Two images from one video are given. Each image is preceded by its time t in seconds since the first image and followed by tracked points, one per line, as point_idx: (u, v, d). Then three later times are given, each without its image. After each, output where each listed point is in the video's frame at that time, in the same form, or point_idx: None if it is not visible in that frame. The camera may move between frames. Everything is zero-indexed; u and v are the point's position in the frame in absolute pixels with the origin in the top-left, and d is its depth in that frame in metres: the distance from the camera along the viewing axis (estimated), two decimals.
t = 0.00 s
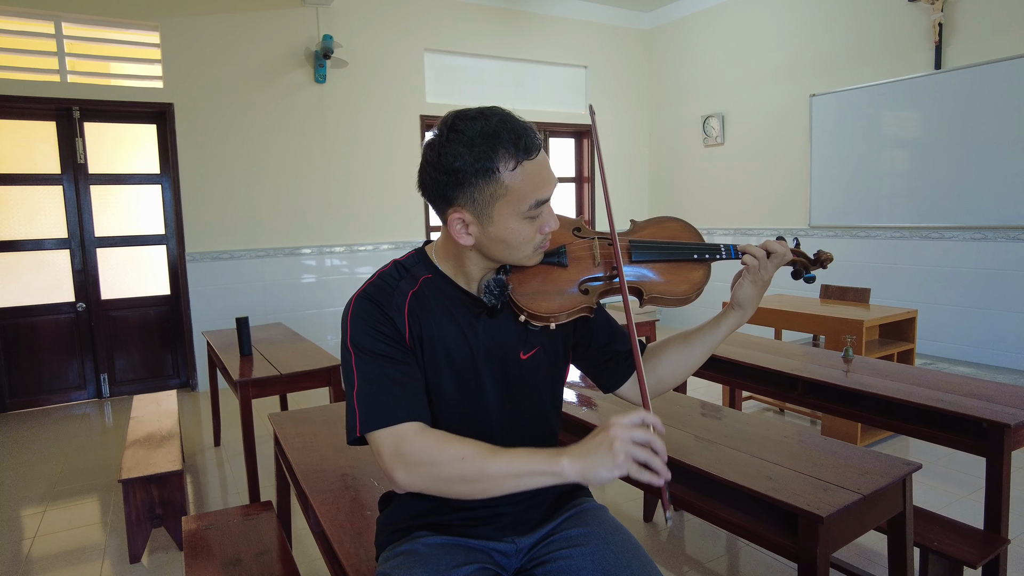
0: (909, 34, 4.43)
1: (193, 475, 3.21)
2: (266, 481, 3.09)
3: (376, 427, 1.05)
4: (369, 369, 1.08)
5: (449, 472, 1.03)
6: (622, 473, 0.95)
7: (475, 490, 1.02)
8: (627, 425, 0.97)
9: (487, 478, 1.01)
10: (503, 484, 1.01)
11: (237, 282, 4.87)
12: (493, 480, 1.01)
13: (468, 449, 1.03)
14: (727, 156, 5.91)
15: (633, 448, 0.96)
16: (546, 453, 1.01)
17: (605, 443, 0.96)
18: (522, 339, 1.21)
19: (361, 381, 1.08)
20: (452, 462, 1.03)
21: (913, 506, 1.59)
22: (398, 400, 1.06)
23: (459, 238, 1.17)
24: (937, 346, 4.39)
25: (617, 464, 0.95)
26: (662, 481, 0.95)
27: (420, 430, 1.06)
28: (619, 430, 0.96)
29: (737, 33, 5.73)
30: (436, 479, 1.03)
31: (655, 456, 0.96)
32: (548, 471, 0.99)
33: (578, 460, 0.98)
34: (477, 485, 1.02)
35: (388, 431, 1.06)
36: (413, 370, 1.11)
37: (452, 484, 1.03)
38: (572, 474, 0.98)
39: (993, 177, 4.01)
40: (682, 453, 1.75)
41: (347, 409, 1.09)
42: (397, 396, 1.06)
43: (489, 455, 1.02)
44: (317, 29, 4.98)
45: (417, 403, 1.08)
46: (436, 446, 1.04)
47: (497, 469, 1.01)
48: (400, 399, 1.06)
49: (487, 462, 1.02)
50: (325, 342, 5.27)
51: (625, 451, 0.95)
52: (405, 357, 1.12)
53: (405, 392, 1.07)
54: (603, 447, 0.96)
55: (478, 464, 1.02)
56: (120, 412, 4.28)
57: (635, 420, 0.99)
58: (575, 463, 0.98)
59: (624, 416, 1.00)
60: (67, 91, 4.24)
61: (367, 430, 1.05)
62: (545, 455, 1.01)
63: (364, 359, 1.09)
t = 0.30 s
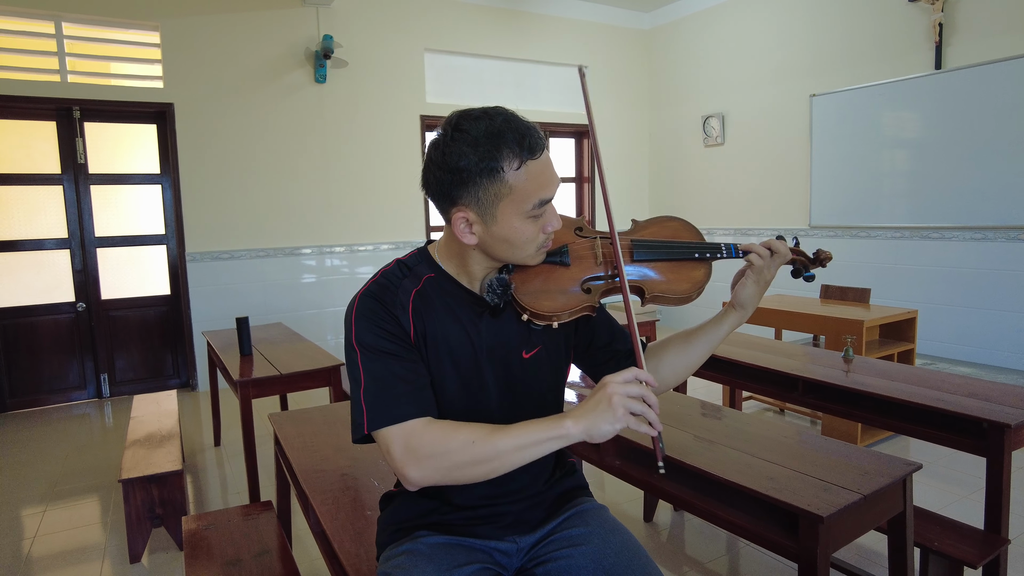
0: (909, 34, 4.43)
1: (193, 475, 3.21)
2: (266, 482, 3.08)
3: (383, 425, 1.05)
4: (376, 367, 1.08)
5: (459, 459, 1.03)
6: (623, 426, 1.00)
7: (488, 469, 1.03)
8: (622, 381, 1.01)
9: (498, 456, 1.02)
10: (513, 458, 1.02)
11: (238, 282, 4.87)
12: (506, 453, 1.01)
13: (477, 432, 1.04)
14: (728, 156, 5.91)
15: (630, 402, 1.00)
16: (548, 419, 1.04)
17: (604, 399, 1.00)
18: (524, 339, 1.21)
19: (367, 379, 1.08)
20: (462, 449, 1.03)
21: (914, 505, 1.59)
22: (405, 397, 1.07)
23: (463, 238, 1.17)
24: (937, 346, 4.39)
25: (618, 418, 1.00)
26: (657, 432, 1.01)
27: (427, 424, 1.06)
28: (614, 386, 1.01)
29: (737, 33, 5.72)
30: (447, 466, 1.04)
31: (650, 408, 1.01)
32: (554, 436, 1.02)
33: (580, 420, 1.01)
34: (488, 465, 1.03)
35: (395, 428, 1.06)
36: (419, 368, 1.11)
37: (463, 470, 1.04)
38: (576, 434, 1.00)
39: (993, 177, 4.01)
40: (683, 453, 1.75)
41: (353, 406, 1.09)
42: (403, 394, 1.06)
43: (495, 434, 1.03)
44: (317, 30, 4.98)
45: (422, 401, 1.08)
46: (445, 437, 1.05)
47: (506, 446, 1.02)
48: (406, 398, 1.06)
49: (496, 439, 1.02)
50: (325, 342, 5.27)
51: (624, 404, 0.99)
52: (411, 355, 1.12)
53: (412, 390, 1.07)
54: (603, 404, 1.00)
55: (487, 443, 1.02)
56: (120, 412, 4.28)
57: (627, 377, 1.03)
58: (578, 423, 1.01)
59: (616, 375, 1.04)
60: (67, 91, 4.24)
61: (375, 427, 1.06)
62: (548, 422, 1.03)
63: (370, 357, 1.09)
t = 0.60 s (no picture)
0: (909, 35, 4.43)
1: (193, 475, 3.22)
2: (267, 482, 3.08)
3: (379, 431, 1.05)
4: (372, 372, 1.08)
5: (453, 472, 1.03)
6: (615, 459, 0.97)
7: (478, 485, 1.02)
8: (618, 413, 0.99)
9: (492, 472, 1.01)
10: (506, 476, 1.02)
11: (238, 282, 4.87)
12: (502, 470, 1.01)
13: (471, 448, 1.04)
14: (727, 156, 5.91)
15: (624, 436, 0.98)
16: (545, 443, 1.02)
17: (598, 431, 0.98)
18: (523, 338, 1.21)
19: (364, 384, 1.08)
20: (456, 462, 1.03)
21: (914, 506, 1.59)
22: (402, 401, 1.07)
23: (461, 238, 1.17)
24: (937, 346, 4.39)
25: (610, 450, 0.97)
26: (649, 467, 0.98)
27: (423, 433, 1.06)
28: (610, 418, 0.98)
29: (738, 33, 5.73)
30: (440, 478, 1.04)
31: (645, 443, 0.98)
32: (547, 461, 1.00)
33: (575, 448, 0.99)
34: (482, 481, 1.02)
35: (391, 434, 1.06)
36: (416, 371, 1.11)
37: (456, 483, 1.03)
38: (569, 461, 0.99)
39: (993, 177, 4.01)
40: (682, 453, 1.75)
41: (348, 411, 1.09)
42: (399, 399, 1.07)
43: (491, 450, 1.03)
44: (317, 30, 4.98)
45: (419, 405, 1.08)
46: (441, 447, 1.05)
47: (500, 464, 1.01)
48: (403, 402, 1.07)
49: (490, 458, 1.02)
50: (325, 342, 5.27)
51: (617, 437, 0.96)
52: (408, 359, 1.12)
53: (408, 394, 1.07)
54: (597, 434, 0.98)
55: (481, 460, 1.02)
56: (120, 412, 4.28)
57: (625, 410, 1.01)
58: (572, 451, 0.99)
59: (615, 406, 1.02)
60: (67, 91, 4.24)
61: (370, 433, 1.06)
62: (544, 446, 1.02)
63: (367, 361, 1.09)
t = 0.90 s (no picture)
0: (908, 35, 4.43)
1: (193, 475, 3.22)
2: (267, 482, 3.08)
3: (377, 436, 1.05)
4: (370, 376, 1.08)
5: (451, 488, 1.03)
6: (614, 518, 0.97)
7: (470, 509, 1.02)
8: (622, 471, 0.98)
9: (486, 504, 1.01)
10: (499, 511, 1.01)
11: (238, 282, 4.87)
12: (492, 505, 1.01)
13: (470, 470, 1.03)
14: (727, 157, 5.91)
15: (626, 496, 0.97)
16: (542, 486, 1.01)
17: (600, 488, 0.98)
18: (522, 338, 1.21)
19: (362, 388, 1.08)
20: (454, 480, 1.03)
21: (913, 506, 1.59)
22: (400, 404, 1.07)
23: (458, 238, 1.17)
24: (938, 345, 4.39)
25: (610, 509, 0.97)
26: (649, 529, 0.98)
27: (422, 441, 1.06)
28: (614, 476, 0.98)
29: (737, 33, 5.73)
30: (436, 492, 1.04)
31: (646, 505, 0.98)
32: (543, 506, 1.00)
33: (574, 500, 0.98)
34: (475, 507, 1.02)
35: (389, 439, 1.06)
36: (414, 375, 1.11)
37: (453, 502, 1.03)
38: (566, 514, 0.99)
39: (993, 177, 4.01)
40: (682, 453, 1.75)
41: (346, 414, 1.08)
42: (397, 403, 1.07)
43: (489, 479, 1.02)
44: (317, 30, 4.98)
45: (417, 408, 1.08)
46: (440, 458, 1.05)
47: (495, 496, 1.01)
48: (401, 407, 1.07)
49: (488, 486, 1.02)
50: (325, 342, 5.27)
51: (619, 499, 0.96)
52: (406, 362, 1.12)
53: (406, 398, 1.08)
54: (599, 491, 0.98)
55: (479, 487, 1.02)
56: (120, 412, 4.29)
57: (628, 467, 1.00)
58: (570, 502, 0.98)
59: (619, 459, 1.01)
60: (67, 92, 4.24)
61: (368, 437, 1.06)
62: (540, 490, 1.01)
63: (364, 364, 1.10)
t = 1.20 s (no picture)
0: (908, 35, 4.43)
1: (194, 475, 3.22)
2: (267, 482, 3.08)
3: (379, 433, 1.05)
4: (371, 374, 1.08)
5: (452, 478, 1.03)
6: (618, 478, 0.98)
7: (476, 494, 1.03)
8: (622, 432, 1.00)
9: (489, 483, 1.02)
10: (504, 488, 1.02)
11: (238, 283, 4.87)
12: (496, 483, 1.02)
13: (471, 456, 1.04)
14: (727, 157, 5.91)
15: (628, 456, 0.99)
16: (544, 458, 1.03)
17: (601, 450, 0.99)
18: (522, 338, 1.21)
19: (363, 386, 1.09)
20: (456, 468, 1.03)
21: (913, 507, 1.59)
22: (400, 403, 1.07)
23: (459, 239, 1.17)
24: (937, 346, 4.39)
25: (613, 470, 0.98)
26: (652, 486, 1.00)
27: (423, 437, 1.06)
28: (614, 437, 0.99)
29: (737, 34, 5.73)
30: (439, 484, 1.04)
31: (647, 463, 1.00)
32: (547, 476, 1.01)
33: (576, 466, 1.00)
34: (479, 490, 1.03)
35: (390, 437, 1.06)
36: (414, 373, 1.11)
37: (455, 490, 1.04)
38: (570, 479, 1.00)
39: (993, 178, 4.01)
40: (682, 454, 1.75)
41: (347, 413, 1.09)
42: (398, 401, 1.07)
43: (491, 460, 1.03)
44: (317, 30, 4.98)
45: (418, 407, 1.08)
46: (441, 452, 1.05)
47: (498, 475, 1.02)
48: (402, 405, 1.07)
49: (489, 468, 1.02)
50: (326, 342, 5.27)
51: (621, 459, 0.97)
52: (407, 361, 1.12)
53: (407, 396, 1.08)
54: (601, 454, 0.99)
55: (481, 470, 1.03)
56: (120, 412, 4.29)
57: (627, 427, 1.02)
58: (573, 469, 1.00)
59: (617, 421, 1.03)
60: (67, 92, 4.24)
61: (369, 435, 1.06)
62: (544, 461, 1.02)
63: (365, 362, 1.10)
